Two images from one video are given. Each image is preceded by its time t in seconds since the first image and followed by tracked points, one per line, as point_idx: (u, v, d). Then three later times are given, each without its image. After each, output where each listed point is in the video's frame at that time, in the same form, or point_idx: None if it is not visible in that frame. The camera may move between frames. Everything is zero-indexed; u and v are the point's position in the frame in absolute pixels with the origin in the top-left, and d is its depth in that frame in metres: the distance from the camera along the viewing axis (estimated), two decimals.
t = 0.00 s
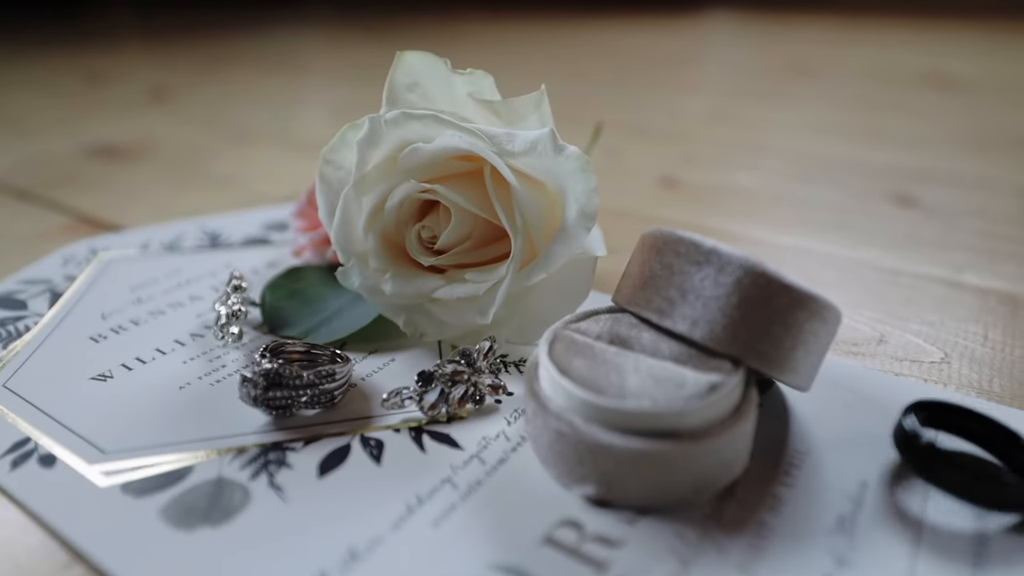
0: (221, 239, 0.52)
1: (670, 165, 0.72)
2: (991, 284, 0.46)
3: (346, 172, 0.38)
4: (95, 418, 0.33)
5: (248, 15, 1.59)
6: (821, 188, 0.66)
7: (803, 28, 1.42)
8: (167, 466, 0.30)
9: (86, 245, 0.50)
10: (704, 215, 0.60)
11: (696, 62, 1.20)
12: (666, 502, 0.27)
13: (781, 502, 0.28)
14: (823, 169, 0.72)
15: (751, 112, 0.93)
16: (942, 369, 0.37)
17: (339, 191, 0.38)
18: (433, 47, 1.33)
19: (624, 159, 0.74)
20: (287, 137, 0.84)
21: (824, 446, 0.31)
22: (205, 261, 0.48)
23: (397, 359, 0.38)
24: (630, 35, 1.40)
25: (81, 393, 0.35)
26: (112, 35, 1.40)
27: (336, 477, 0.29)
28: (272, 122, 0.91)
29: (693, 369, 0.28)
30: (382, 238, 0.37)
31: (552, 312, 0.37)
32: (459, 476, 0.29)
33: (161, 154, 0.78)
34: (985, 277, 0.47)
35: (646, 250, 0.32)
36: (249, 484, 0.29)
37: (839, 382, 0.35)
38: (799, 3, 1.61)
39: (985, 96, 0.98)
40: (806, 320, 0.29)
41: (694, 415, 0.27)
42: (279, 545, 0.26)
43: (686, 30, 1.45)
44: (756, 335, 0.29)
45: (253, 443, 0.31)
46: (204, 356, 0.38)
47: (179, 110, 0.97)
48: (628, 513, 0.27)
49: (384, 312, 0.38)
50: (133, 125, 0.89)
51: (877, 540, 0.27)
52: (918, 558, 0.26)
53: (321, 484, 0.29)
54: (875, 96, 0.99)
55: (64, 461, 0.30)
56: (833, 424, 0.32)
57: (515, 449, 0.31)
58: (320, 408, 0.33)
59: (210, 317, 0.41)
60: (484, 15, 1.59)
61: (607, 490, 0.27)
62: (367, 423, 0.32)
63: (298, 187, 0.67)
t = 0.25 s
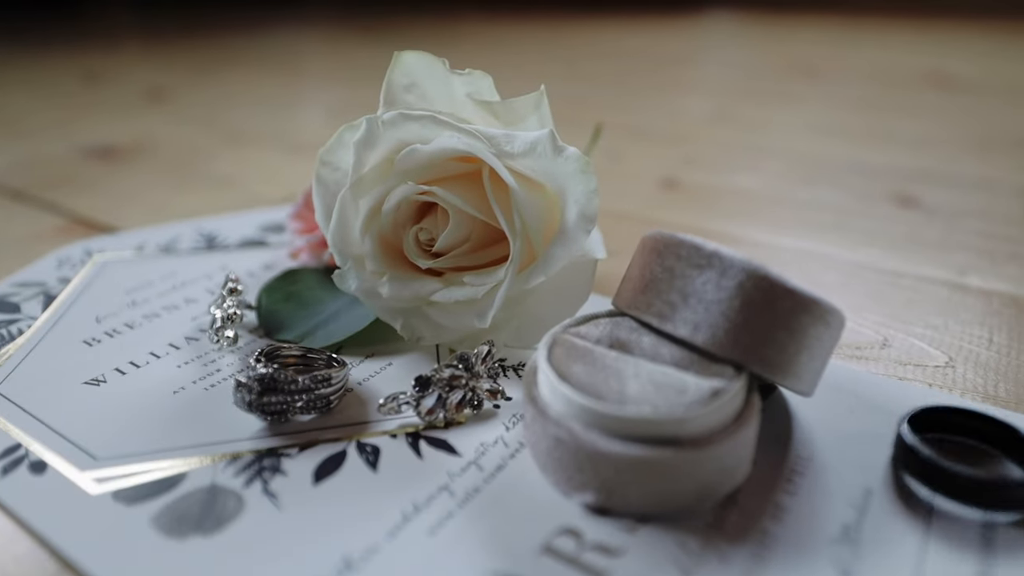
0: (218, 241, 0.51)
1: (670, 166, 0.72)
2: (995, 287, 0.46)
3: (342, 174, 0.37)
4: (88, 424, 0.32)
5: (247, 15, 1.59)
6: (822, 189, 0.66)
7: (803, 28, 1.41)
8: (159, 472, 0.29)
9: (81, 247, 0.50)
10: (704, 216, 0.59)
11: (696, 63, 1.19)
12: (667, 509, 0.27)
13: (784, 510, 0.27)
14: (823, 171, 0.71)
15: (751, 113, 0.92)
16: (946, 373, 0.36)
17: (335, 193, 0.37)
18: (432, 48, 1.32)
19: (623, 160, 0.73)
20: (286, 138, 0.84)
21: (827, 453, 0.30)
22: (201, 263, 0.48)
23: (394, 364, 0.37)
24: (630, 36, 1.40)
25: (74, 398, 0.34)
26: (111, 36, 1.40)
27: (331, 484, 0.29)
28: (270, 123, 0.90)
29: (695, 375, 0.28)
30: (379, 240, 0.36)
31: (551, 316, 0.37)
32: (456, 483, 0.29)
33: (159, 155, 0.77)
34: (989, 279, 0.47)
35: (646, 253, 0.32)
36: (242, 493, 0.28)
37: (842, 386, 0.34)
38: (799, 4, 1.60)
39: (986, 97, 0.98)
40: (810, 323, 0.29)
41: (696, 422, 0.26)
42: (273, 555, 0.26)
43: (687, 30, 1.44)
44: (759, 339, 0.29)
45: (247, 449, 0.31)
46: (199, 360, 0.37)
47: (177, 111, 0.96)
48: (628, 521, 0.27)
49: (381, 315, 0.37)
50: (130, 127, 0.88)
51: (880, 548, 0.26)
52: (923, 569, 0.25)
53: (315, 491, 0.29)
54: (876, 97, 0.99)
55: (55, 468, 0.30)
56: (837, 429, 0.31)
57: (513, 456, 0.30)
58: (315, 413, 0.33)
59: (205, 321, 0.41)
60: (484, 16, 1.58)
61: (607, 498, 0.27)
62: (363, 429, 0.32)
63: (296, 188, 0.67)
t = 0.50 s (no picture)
0: (214, 243, 0.51)
1: (670, 167, 0.71)
2: (998, 289, 0.45)
3: (338, 176, 0.37)
4: (80, 429, 0.32)
5: (247, 15, 1.58)
6: (823, 190, 0.65)
7: (804, 29, 1.41)
8: (151, 479, 0.29)
9: (77, 249, 0.50)
10: (705, 217, 0.59)
11: (697, 63, 1.19)
12: (666, 516, 0.26)
13: (784, 517, 0.27)
14: (825, 171, 0.71)
15: (752, 114, 0.92)
16: (948, 377, 0.36)
17: (332, 195, 0.37)
18: (432, 48, 1.32)
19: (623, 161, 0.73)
20: (284, 139, 0.83)
21: (828, 459, 0.30)
22: (196, 266, 0.48)
23: (391, 367, 0.37)
24: (630, 36, 1.40)
25: (67, 402, 0.34)
26: (110, 35, 1.39)
27: (326, 491, 0.29)
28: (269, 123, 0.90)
29: (694, 381, 0.28)
30: (376, 242, 0.36)
31: (549, 319, 0.36)
32: (452, 489, 0.29)
33: (156, 156, 0.77)
34: (991, 281, 0.46)
35: (645, 256, 0.31)
36: (235, 499, 0.28)
37: (843, 390, 0.34)
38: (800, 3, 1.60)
39: (989, 98, 0.97)
40: (811, 328, 0.29)
41: (694, 428, 0.26)
42: (266, 563, 0.26)
43: (687, 30, 1.44)
44: (760, 344, 0.28)
45: (240, 455, 0.30)
46: (193, 364, 0.37)
47: (176, 111, 0.96)
48: (626, 528, 0.27)
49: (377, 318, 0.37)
50: (129, 127, 0.88)
51: (881, 555, 0.26)
52: None
53: (309, 498, 0.28)
54: (878, 97, 0.99)
55: (46, 475, 0.29)
56: (838, 434, 0.31)
57: (510, 461, 0.30)
58: (309, 418, 0.32)
59: (200, 324, 0.41)
60: (484, 16, 1.58)
61: (605, 505, 0.26)
62: (359, 434, 0.32)
63: (294, 189, 0.66)
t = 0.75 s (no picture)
0: (210, 245, 0.51)
1: (670, 168, 0.71)
2: (999, 292, 0.45)
3: (333, 178, 0.37)
4: (71, 434, 0.32)
5: (246, 14, 1.58)
6: (823, 191, 0.65)
7: (804, 29, 1.41)
8: (143, 484, 0.29)
9: (71, 251, 0.49)
10: (705, 219, 0.59)
11: (697, 63, 1.18)
12: (663, 522, 0.26)
13: (783, 523, 0.27)
14: (825, 172, 0.70)
15: (752, 114, 0.91)
16: (949, 381, 0.36)
17: (326, 197, 0.37)
18: (431, 48, 1.32)
19: (622, 162, 0.73)
20: (282, 139, 0.83)
21: (827, 464, 0.29)
22: (191, 268, 0.47)
23: (386, 371, 0.37)
24: (630, 36, 1.39)
25: (59, 406, 0.34)
26: (108, 35, 1.39)
27: (319, 496, 0.28)
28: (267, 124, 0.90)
29: (692, 385, 0.27)
30: (371, 244, 0.36)
31: (546, 322, 0.36)
32: (447, 495, 0.28)
33: (153, 157, 0.77)
34: (992, 283, 0.46)
35: (642, 259, 0.31)
36: (227, 505, 0.28)
37: (842, 395, 0.33)
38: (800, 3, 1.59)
39: (989, 98, 0.97)
40: (810, 332, 0.28)
41: (692, 433, 0.25)
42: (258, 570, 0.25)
43: (687, 30, 1.43)
44: (758, 348, 0.28)
45: (233, 460, 0.30)
46: (187, 367, 0.37)
47: (174, 111, 0.96)
48: (623, 535, 0.26)
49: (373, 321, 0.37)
50: (127, 128, 0.88)
51: (881, 563, 0.25)
52: None
53: (303, 504, 0.28)
54: (878, 97, 0.98)
55: (36, 481, 0.29)
56: (837, 438, 0.31)
57: (506, 467, 0.30)
58: (303, 423, 0.32)
59: (194, 327, 0.40)
60: (483, 16, 1.57)
61: (601, 511, 0.26)
62: (354, 439, 0.31)
63: (291, 190, 0.66)
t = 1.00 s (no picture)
0: (206, 246, 0.50)
1: (668, 170, 0.71)
2: (999, 294, 0.45)
3: (329, 179, 0.37)
4: (65, 437, 0.31)
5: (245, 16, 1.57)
6: (821, 193, 0.65)
7: (803, 30, 1.41)
8: (137, 488, 0.28)
9: (67, 253, 0.49)
10: (703, 220, 0.58)
11: (696, 64, 1.18)
12: (661, 526, 0.26)
13: (781, 527, 0.27)
14: (823, 173, 0.70)
15: (751, 115, 0.91)
16: (949, 383, 0.35)
17: (322, 199, 0.36)
18: (430, 50, 1.32)
19: (620, 163, 0.73)
20: (280, 141, 0.83)
21: (826, 467, 0.29)
22: (188, 270, 0.47)
23: (383, 373, 0.36)
24: (629, 37, 1.39)
25: (53, 409, 0.33)
26: (106, 36, 1.38)
27: (315, 500, 0.28)
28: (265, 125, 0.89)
29: (689, 388, 0.27)
30: (367, 246, 0.36)
31: (543, 325, 0.36)
32: (443, 499, 0.28)
33: (150, 158, 0.76)
34: (991, 286, 0.46)
35: (640, 261, 0.31)
36: (221, 509, 0.28)
37: (841, 398, 0.33)
38: (799, 5, 1.59)
39: (988, 100, 0.97)
40: (808, 335, 0.28)
41: (690, 437, 0.25)
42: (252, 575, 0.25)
43: (687, 32, 1.43)
44: (756, 351, 0.28)
45: (228, 463, 0.30)
46: (183, 369, 0.36)
47: (172, 113, 0.96)
48: (621, 539, 0.26)
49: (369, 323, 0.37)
50: (125, 129, 0.88)
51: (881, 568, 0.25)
52: None
53: (298, 508, 0.28)
54: (877, 99, 0.98)
55: (29, 484, 0.29)
56: (836, 442, 0.30)
57: (503, 470, 0.29)
58: (299, 426, 0.32)
59: (190, 329, 0.40)
60: (483, 17, 1.57)
61: (599, 515, 0.26)
62: (350, 442, 0.31)
63: (289, 192, 0.66)
